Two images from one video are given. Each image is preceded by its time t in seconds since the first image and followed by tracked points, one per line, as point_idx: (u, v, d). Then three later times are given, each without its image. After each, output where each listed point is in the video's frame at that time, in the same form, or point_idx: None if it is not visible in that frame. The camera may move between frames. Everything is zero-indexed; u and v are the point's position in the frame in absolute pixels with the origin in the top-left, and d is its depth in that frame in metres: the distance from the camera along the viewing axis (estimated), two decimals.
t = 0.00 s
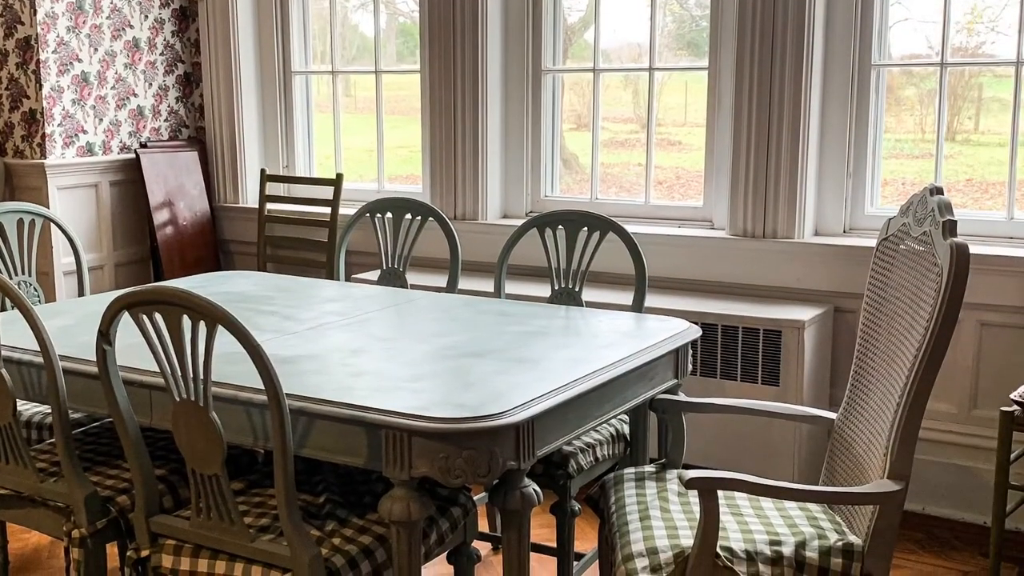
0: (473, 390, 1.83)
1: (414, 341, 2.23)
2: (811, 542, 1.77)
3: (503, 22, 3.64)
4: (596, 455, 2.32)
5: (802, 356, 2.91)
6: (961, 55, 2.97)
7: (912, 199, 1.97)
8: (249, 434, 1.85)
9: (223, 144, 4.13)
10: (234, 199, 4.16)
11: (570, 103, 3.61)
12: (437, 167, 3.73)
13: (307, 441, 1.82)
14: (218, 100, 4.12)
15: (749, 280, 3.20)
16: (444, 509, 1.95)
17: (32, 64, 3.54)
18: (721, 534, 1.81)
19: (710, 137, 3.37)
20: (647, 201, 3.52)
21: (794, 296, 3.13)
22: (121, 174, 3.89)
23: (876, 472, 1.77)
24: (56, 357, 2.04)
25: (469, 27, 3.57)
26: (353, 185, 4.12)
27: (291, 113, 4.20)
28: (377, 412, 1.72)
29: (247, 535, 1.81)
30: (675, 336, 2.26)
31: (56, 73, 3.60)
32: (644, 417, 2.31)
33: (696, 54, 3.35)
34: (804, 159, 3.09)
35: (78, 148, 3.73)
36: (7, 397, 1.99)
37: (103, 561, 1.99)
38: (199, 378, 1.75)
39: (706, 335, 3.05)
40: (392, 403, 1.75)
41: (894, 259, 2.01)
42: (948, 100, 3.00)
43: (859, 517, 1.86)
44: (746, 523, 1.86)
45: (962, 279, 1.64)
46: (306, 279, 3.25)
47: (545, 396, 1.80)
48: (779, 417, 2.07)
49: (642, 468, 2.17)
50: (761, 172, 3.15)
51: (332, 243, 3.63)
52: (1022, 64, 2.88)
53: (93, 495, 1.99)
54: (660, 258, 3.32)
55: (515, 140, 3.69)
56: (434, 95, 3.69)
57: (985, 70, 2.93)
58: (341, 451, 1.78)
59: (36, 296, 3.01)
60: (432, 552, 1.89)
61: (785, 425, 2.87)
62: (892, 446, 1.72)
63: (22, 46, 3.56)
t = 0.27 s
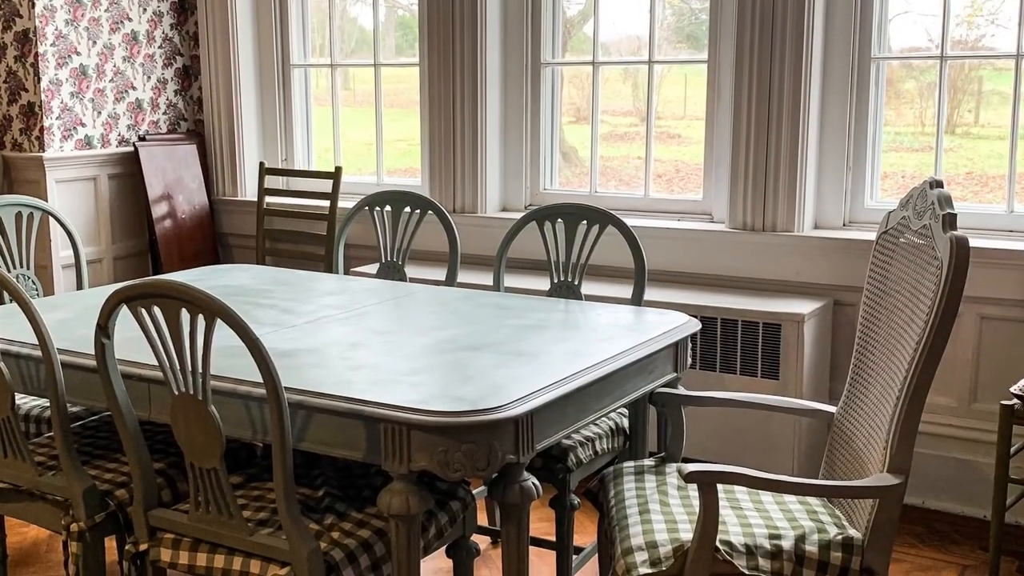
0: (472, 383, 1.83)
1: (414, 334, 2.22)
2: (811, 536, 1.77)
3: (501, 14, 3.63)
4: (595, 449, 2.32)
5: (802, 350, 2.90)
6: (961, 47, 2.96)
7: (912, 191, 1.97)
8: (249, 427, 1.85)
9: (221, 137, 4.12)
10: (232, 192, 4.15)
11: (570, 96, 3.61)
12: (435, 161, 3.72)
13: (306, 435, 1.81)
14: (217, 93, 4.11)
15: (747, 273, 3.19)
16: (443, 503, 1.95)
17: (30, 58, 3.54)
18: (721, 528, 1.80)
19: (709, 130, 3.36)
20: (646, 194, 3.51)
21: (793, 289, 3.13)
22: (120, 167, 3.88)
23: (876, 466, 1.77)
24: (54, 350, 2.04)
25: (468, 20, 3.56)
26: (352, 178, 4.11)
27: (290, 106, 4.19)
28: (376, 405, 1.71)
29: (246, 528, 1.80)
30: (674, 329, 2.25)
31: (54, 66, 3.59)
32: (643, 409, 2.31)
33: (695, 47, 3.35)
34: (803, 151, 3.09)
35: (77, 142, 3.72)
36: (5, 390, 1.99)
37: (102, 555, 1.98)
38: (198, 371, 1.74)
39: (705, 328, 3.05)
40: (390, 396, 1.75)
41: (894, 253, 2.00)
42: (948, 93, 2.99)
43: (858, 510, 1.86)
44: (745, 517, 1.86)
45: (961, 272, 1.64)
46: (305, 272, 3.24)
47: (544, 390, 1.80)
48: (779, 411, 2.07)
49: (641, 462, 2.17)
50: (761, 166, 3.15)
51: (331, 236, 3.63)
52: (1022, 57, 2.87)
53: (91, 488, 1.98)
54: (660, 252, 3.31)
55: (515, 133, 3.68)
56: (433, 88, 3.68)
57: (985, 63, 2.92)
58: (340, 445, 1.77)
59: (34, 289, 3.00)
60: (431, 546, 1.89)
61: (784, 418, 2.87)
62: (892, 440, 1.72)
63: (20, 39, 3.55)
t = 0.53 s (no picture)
0: (471, 377, 1.83)
1: (413, 328, 2.22)
2: (810, 530, 1.77)
3: (500, 7, 3.61)
4: (594, 442, 2.32)
5: (801, 343, 2.89)
6: (961, 40, 2.95)
7: (911, 184, 1.96)
8: (247, 421, 1.84)
9: (220, 130, 4.11)
10: (231, 185, 4.14)
11: (569, 88, 3.60)
12: (434, 154, 3.72)
13: (305, 428, 1.81)
14: (215, 86, 4.10)
15: (747, 267, 3.19)
16: (442, 497, 1.95)
17: (29, 51, 3.53)
18: (720, 522, 1.80)
19: (709, 124, 3.35)
20: (646, 187, 3.51)
21: (792, 283, 3.12)
22: (118, 160, 3.87)
23: (876, 459, 1.76)
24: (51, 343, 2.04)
25: (467, 12, 3.55)
26: (351, 171, 4.09)
27: (289, 100, 4.18)
28: (374, 399, 1.71)
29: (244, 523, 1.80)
30: (674, 322, 2.25)
31: (52, 59, 3.58)
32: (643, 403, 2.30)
33: (695, 40, 3.34)
34: (803, 144, 3.08)
35: (76, 135, 3.71)
36: (3, 384, 1.99)
37: (100, 550, 1.97)
38: (196, 365, 1.74)
39: (705, 321, 3.04)
40: (389, 390, 1.74)
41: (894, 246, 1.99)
42: (948, 86, 2.98)
43: (858, 504, 1.86)
44: (745, 511, 1.85)
45: (961, 265, 1.64)
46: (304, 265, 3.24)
47: (543, 383, 1.79)
48: (778, 404, 2.06)
49: (641, 456, 2.17)
50: (761, 159, 3.14)
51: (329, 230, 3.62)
52: (1022, 49, 2.86)
53: (89, 483, 1.98)
54: (659, 245, 3.31)
55: (514, 127, 3.68)
56: (432, 81, 3.66)
57: (985, 56, 2.92)
58: (338, 438, 1.77)
59: (32, 283, 3.00)
60: (430, 540, 1.89)
61: (784, 412, 2.87)
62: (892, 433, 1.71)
63: (18, 32, 3.54)
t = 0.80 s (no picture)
0: (470, 370, 1.82)
1: (412, 321, 2.22)
2: (810, 524, 1.77)
3: None
4: (594, 436, 2.31)
5: (801, 338, 2.89)
6: (961, 34, 2.94)
7: (911, 178, 1.95)
8: (246, 414, 1.84)
9: (218, 123, 4.10)
10: (230, 179, 4.13)
11: (568, 82, 3.59)
12: (432, 148, 3.71)
13: (304, 422, 1.80)
14: (214, 79, 4.09)
15: (746, 260, 3.18)
16: (442, 490, 1.95)
17: (27, 44, 3.51)
18: (720, 515, 1.80)
19: (709, 117, 3.35)
20: (645, 180, 3.50)
21: (792, 276, 3.12)
22: (117, 153, 3.86)
23: (876, 453, 1.76)
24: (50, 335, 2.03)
25: (466, 5, 3.54)
26: (350, 165, 4.09)
27: (287, 93, 4.17)
28: (373, 392, 1.70)
29: (244, 517, 1.79)
30: (673, 316, 2.24)
31: (51, 52, 3.57)
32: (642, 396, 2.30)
33: (695, 33, 3.33)
34: (803, 136, 3.07)
35: (74, 128, 3.70)
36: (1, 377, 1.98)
37: (98, 543, 1.98)
38: (194, 358, 1.73)
39: (704, 314, 3.03)
40: (388, 383, 1.74)
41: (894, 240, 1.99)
42: (948, 79, 2.98)
43: (858, 497, 1.85)
44: (745, 505, 1.85)
45: (961, 258, 1.63)
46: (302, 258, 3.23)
47: (543, 377, 1.79)
48: (778, 398, 2.06)
49: (640, 449, 2.16)
50: (761, 152, 3.13)
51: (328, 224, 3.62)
52: (1022, 43, 2.86)
53: (87, 476, 1.97)
54: (659, 238, 3.30)
55: (513, 121, 3.67)
56: (432, 75, 3.65)
57: (985, 49, 2.91)
58: (337, 432, 1.77)
59: (31, 276, 2.99)
60: (429, 534, 1.89)
61: (784, 405, 2.86)
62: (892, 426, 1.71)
63: (16, 25, 3.54)
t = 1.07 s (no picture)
0: (469, 364, 1.82)
1: (411, 315, 2.21)
2: (810, 517, 1.76)
3: None
4: (593, 430, 2.31)
5: (801, 331, 2.88)
6: (961, 26, 2.93)
7: (911, 171, 1.95)
8: (245, 408, 1.84)
9: (217, 116, 4.10)
10: (229, 172, 4.13)
11: (568, 74, 3.58)
12: (431, 142, 3.70)
13: (303, 415, 1.80)
14: (212, 72, 4.08)
15: (745, 254, 3.18)
16: (441, 484, 1.94)
17: (25, 37, 3.50)
18: (720, 509, 1.80)
19: (708, 110, 3.34)
20: (644, 173, 3.49)
21: (791, 270, 3.11)
22: (115, 146, 3.85)
23: (876, 446, 1.75)
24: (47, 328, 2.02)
25: None
26: (348, 158, 4.08)
27: (286, 86, 4.16)
28: (372, 386, 1.70)
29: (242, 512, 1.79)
30: (673, 310, 2.24)
31: (49, 46, 3.56)
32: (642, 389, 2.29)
33: (694, 26, 3.32)
34: (802, 129, 3.06)
35: (72, 121, 3.69)
36: None
37: (97, 536, 1.97)
38: (193, 352, 1.73)
39: (704, 308, 3.03)
40: (387, 377, 1.74)
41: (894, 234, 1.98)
42: (948, 72, 2.97)
43: (858, 491, 1.85)
44: (744, 498, 1.85)
45: (961, 252, 1.63)
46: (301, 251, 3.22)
47: (542, 370, 1.78)
48: (777, 391, 2.06)
49: (640, 443, 2.16)
50: (760, 144, 3.13)
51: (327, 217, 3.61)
52: (1022, 35, 2.85)
53: (85, 470, 1.97)
54: (658, 232, 3.29)
55: (512, 115, 3.66)
56: (431, 68, 3.64)
57: (985, 42, 2.90)
58: (336, 426, 1.76)
59: (29, 270, 2.98)
60: (428, 528, 1.89)
61: (784, 398, 2.86)
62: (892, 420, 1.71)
63: (14, 18, 3.52)
